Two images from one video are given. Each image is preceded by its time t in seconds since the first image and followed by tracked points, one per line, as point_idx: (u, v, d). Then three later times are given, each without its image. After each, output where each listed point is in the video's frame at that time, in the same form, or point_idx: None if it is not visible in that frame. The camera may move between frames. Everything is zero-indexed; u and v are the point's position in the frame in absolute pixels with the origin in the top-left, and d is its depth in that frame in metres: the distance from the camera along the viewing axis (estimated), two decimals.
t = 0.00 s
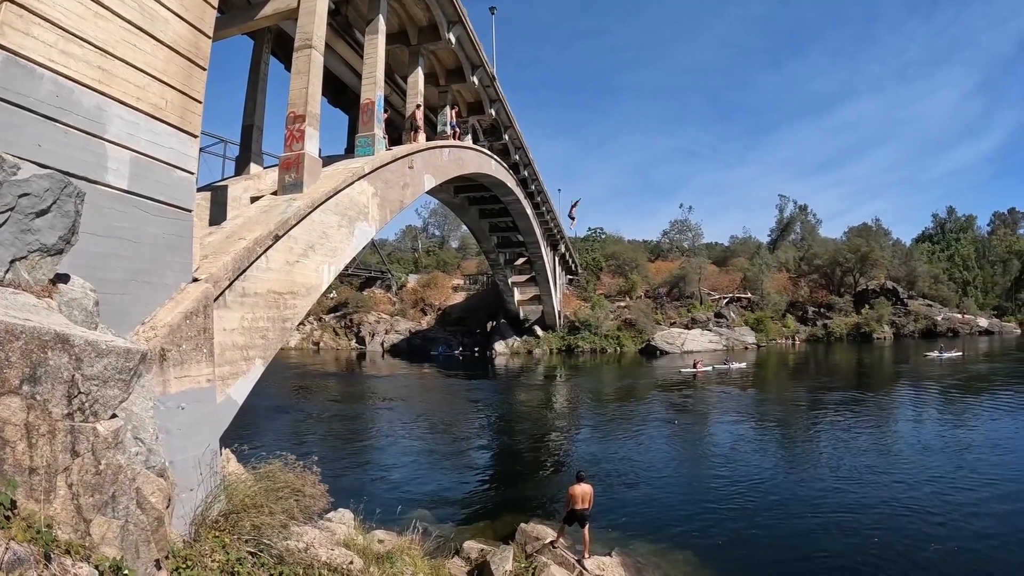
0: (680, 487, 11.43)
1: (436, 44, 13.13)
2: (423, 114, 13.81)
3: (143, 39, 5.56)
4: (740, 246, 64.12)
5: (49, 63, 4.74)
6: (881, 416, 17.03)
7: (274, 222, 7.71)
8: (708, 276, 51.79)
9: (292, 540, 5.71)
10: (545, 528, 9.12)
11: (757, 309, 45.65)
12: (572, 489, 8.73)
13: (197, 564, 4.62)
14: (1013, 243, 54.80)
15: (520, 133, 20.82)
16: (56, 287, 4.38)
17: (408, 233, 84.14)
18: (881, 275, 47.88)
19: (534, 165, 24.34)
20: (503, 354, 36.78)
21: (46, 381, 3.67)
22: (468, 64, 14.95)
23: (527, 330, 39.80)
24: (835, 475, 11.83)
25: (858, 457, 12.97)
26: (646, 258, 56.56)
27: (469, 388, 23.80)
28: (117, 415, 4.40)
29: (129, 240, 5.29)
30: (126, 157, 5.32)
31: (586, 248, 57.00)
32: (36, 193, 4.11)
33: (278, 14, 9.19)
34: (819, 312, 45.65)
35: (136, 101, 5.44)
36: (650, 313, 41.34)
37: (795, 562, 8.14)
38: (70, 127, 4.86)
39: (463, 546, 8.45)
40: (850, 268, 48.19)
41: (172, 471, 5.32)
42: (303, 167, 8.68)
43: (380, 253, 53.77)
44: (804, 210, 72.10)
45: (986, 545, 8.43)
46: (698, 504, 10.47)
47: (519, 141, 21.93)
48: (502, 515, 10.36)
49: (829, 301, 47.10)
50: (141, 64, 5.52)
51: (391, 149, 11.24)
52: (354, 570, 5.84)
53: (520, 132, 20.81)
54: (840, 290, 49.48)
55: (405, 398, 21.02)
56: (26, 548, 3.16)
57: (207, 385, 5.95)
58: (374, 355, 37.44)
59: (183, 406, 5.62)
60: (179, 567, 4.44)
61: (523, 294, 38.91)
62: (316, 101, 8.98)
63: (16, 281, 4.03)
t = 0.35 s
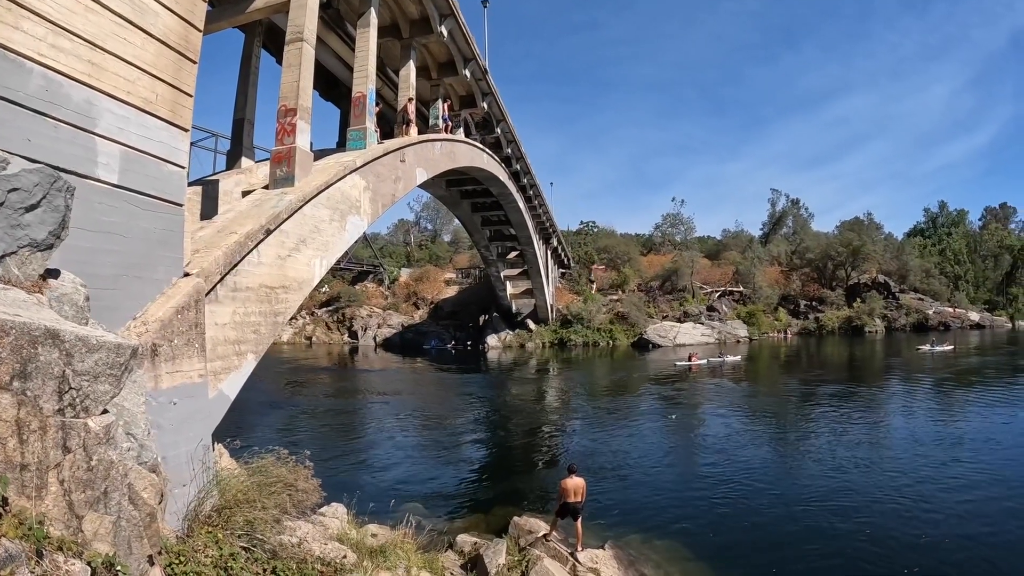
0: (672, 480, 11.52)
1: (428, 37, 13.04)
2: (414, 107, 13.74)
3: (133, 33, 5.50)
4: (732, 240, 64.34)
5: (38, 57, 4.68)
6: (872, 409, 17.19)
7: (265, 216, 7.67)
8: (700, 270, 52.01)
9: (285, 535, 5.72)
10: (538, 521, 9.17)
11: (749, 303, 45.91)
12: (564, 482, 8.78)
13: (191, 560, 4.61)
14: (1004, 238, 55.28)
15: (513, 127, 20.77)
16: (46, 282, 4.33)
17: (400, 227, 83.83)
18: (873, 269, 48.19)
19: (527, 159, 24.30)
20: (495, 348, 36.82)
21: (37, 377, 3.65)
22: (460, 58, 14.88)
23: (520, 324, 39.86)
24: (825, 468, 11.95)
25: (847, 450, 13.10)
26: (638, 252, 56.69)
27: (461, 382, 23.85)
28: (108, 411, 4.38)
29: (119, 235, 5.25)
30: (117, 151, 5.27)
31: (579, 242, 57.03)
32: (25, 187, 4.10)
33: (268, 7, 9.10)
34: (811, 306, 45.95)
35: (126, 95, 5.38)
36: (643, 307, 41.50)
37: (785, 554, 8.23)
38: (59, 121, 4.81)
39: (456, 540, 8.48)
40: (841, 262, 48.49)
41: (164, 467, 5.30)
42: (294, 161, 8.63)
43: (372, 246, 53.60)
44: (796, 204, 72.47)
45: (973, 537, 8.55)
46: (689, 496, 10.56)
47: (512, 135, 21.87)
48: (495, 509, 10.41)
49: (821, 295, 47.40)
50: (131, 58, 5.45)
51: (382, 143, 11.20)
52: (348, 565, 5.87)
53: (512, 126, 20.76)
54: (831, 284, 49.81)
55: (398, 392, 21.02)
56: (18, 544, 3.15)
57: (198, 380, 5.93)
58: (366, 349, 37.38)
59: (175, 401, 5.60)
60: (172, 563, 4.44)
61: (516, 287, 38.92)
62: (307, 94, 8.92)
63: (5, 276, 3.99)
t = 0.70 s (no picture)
0: (665, 470, 11.60)
1: (422, 27, 12.94)
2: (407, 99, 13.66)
3: (123, 24, 5.43)
4: (726, 230, 64.48)
5: (29, 50, 4.63)
6: (864, 400, 17.35)
7: (257, 207, 7.64)
8: (694, 261, 52.18)
9: (279, 527, 5.73)
10: (532, 511, 9.23)
11: (743, 294, 46.14)
12: (558, 472, 8.84)
13: (185, 552, 4.63)
14: (999, 231, 55.70)
15: (506, 118, 20.68)
16: (39, 275, 4.31)
17: (394, 217, 83.48)
18: (867, 260, 48.51)
19: (521, 150, 24.22)
20: (490, 339, 36.87)
21: (30, 370, 3.64)
22: (454, 48, 14.79)
23: (514, 315, 39.93)
24: (816, 458, 12.07)
25: (838, 440, 13.25)
26: (632, 243, 56.79)
27: (456, 373, 23.89)
28: (101, 403, 4.37)
29: (112, 227, 5.23)
30: (108, 143, 5.22)
31: (573, 233, 56.98)
32: (17, 180, 4.08)
33: None
34: (804, 297, 46.24)
35: (117, 87, 5.32)
36: (637, 298, 41.64)
37: (776, 543, 8.33)
38: (50, 114, 4.77)
39: (451, 531, 8.53)
40: (835, 253, 48.71)
41: (158, 460, 5.32)
42: (287, 152, 8.58)
43: (365, 237, 53.41)
44: (790, 195, 72.67)
45: (962, 526, 8.68)
46: (681, 486, 10.66)
47: (505, 125, 21.78)
48: (489, 499, 10.47)
49: (814, 286, 47.66)
50: (122, 49, 5.39)
51: (375, 133, 11.14)
52: (342, 556, 5.89)
53: (506, 117, 20.67)
54: (825, 275, 50.13)
55: (393, 383, 21.02)
56: (12, 537, 3.17)
57: (192, 372, 5.93)
58: (361, 341, 37.36)
59: (169, 394, 5.60)
60: (168, 554, 4.46)
61: (510, 278, 38.90)
62: (299, 86, 8.85)
63: None
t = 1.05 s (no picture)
0: (658, 457, 11.72)
1: (414, 16, 12.82)
2: (399, 87, 13.57)
3: (112, 15, 5.36)
4: (719, 219, 64.57)
5: (18, 43, 4.58)
6: (856, 387, 17.50)
7: (249, 198, 7.59)
8: (687, 249, 52.31)
9: (275, 517, 5.75)
10: (527, 499, 9.30)
11: (736, 281, 46.37)
12: (553, 460, 8.91)
13: (181, 544, 4.65)
14: (991, 219, 56.03)
15: (498, 106, 20.57)
16: (30, 269, 4.28)
17: (387, 207, 83.05)
18: (860, 248, 48.79)
19: (513, 138, 24.13)
20: (483, 328, 36.89)
21: (23, 364, 3.63)
22: (445, 37, 14.68)
23: (507, 304, 39.98)
24: (808, 445, 12.20)
25: (829, 427, 13.39)
26: (625, 231, 56.83)
27: (450, 362, 23.96)
28: (94, 396, 4.35)
29: (103, 220, 5.19)
30: (98, 136, 5.17)
31: (567, 221, 56.92)
32: (6, 174, 4.02)
33: None
34: (797, 284, 46.50)
35: (107, 79, 5.26)
36: (630, 286, 41.78)
37: (768, 530, 8.44)
38: (40, 107, 4.72)
39: (446, 519, 8.59)
40: (828, 241, 48.90)
41: (152, 453, 5.31)
42: (278, 142, 8.52)
43: (358, 227, 53.15)
44: (783, 183, 72.79)
45: (950, 511, 8.81)
46: (674, 473, 10.76)
47: (498, 114, 21.66)
48: (484, 488, 10.54)
49: (807, 274, 47.87)
50: (111, 41, 5.32)
51: (367, 123, 11.06)
52: (339, 546, 5.94)
53: (498, 105, 20.56)
54: (818, 263, 50.42)
55: (387, 373, 21.03)
56: (7, 532, 3.17)
57: (185, 364, 5.93)
58: (355, 331, 37.32)
59: (162, 386, 5.60)
60: (164, 547, 4.48)
61: (504, 267, 38.87)
62: (291, 75, 8.79)
63: None
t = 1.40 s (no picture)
0: (652, 440, 11.84)
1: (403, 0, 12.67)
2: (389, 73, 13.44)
3: (99, 3, 5.25)
4: (711, 203, 64.61)
5: (4, 32, 4.50)
6: (848, 370, 17.68)
7: (240, 186, 7.53)
8: (679, 233, 52.42)
9: (272, 505, 5.76)
10: (523, 483, 9.38)
11: (728, 265, 46.57)
12: (548, 444, 8.99)
13: (179, 534, 4.67)
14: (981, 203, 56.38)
15: (489, 91, 20.42)
16: (21, 260, 4.23)
17: (378, 193, 82.48)
18: (852, 232, 49.02)
19: (504, 123, 23.98)
20: (476, 314, 36.91)
21: (15, 356, 3.61)
22: (435, 21, 14.52)
23: (500, 289, 40.01)
24: (799, 427, 12.34)
25: (821, 410, 13.56)
26: (617, 215, 56.82)
27: (444, 348, 24.00)
28: (88, 387, 4.34)
29: (93, 210, 5.13)
30: (87, 126, 5.10)
31: (559, 206, 56.84)
32: None
33: None
34: (789, 268, 46.77)
35: (95, 68, 5.17)
36: (622, 270, 41.91)
37: (761, 512, 8.55)
38: (28, 98, 4.65)
39: (442, 505, 8.65)
40: (820, 225, 49.15)
41: (148, 443, 5.31)
42: (269, 130, 8.43)
43: (349, 214, 52.79)
44: (775, 167, 72.86)
45: (939, 492, 8.97)
46: (667, 456, 10.89)
47: (488, 99, 21.50)
48: (479, 473, 10.62)
49: (799, 257, 48.13)
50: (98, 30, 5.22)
51: (358, 109, 10.96)
52: (336, 533, 5.98)
53: (489, 90, 20.41)
54: (810, 247, 50.68)
55: (381, 360, 21.03)
56: (4, 525, 3.17)
57: (179, 354, 5.92)
58: (348, 318, 37.22)
59: (156, 376, 5.59)
60: (161, 537, 4.49)
61: (496, 253, 38.83)
62: (280, 62, 8.69)
63: None
